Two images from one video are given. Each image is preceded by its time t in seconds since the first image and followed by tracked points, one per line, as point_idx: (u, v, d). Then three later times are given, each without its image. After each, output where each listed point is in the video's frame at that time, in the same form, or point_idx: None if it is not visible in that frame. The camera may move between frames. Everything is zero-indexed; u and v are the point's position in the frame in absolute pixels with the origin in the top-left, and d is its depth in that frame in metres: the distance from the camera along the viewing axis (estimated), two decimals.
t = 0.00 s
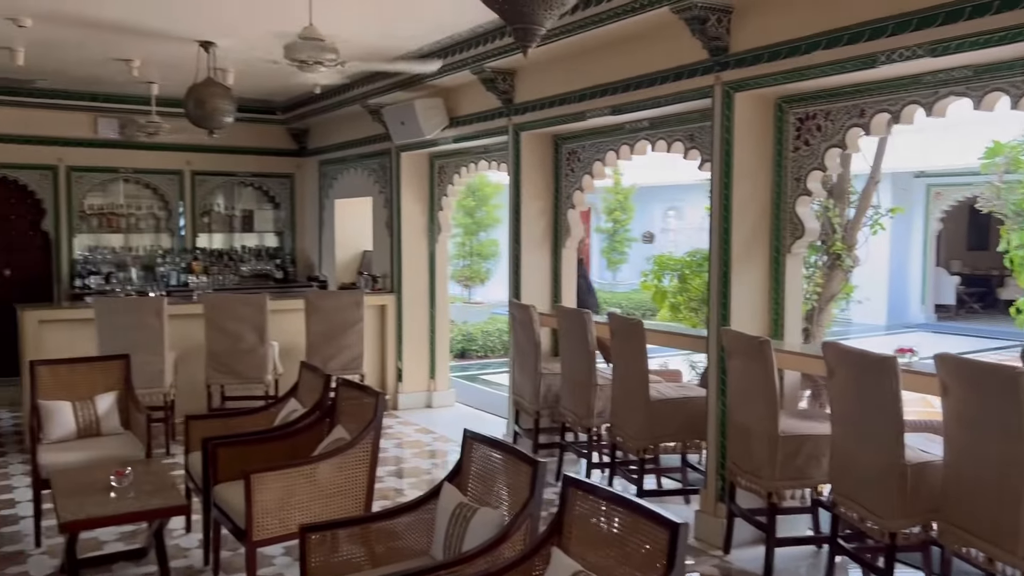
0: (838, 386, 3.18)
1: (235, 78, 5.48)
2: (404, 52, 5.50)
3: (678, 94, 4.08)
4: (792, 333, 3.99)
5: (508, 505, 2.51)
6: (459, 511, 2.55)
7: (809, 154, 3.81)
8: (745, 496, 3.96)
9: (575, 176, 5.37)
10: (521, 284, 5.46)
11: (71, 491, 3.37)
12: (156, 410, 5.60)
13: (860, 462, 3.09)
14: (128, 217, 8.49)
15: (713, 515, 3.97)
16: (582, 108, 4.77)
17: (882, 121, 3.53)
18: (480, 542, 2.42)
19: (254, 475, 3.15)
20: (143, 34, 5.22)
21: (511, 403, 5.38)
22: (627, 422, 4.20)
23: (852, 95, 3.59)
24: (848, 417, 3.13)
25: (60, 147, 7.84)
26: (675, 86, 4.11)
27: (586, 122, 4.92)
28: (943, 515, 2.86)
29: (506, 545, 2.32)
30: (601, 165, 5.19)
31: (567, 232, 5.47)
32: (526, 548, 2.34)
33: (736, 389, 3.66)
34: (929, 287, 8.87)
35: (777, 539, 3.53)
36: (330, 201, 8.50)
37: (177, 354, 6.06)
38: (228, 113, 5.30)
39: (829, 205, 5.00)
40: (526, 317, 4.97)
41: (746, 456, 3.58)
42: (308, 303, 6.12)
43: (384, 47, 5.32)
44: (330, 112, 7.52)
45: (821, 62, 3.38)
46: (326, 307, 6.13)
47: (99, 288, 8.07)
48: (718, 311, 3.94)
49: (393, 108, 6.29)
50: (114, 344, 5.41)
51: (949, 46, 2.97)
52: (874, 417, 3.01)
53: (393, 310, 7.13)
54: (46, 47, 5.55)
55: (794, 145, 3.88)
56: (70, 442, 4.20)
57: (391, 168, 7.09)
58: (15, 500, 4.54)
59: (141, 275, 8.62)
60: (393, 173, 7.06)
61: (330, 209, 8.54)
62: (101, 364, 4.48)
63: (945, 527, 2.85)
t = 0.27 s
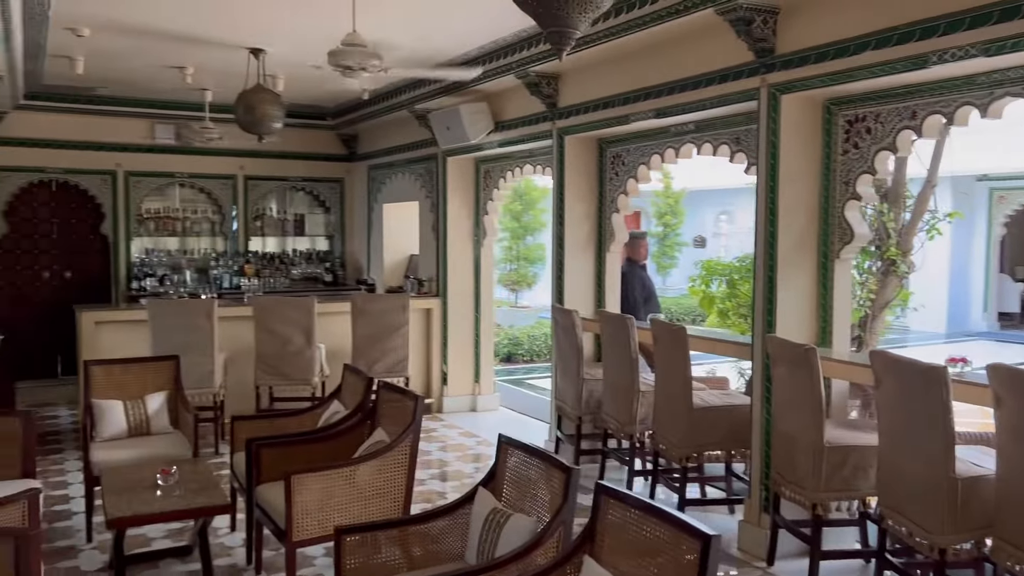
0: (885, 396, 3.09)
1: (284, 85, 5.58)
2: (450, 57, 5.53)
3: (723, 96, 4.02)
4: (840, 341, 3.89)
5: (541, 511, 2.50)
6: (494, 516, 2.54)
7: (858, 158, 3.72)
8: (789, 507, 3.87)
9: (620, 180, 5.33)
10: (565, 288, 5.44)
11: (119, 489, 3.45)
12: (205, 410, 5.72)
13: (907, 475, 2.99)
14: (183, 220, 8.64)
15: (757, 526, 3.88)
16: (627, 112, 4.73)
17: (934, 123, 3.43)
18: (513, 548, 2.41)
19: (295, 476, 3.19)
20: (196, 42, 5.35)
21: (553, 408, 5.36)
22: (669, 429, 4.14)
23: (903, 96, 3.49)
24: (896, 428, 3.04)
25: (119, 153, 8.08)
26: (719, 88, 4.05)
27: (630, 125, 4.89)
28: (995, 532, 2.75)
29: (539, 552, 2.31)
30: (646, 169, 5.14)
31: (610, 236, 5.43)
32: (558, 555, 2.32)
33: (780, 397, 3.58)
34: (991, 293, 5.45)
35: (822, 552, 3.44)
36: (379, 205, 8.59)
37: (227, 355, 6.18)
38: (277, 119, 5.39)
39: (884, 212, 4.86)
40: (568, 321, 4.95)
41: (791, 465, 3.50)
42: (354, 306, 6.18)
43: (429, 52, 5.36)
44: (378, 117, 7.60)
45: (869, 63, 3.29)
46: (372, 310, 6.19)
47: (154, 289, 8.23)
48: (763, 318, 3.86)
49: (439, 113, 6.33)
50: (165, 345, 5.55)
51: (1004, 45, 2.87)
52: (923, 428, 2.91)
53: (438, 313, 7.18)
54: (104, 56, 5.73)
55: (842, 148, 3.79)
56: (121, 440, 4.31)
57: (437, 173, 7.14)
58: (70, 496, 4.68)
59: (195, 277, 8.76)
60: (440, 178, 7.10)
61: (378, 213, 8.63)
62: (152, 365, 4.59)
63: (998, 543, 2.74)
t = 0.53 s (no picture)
0: (926, 404, 3.01)
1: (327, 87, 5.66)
2: (491, 58, 5.54)
3: (764, 97, 3.95)
4: (883, 346, 3.79)
5: (567, 514, 2.49)
6: (519, 518, 2.54)
7: (903, 158, 3.62)
8: (828, 515, 3.78)
9: (661, 181, 5.28)
10: (603, 290, 5.41)
11: (159, 483, 3.54)
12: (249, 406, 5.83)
13: (948, 485, 2.91)
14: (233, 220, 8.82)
15: (794, 534, 3.81)
16: (667, 112, 4.68)
17: (982, 123, 3.32)
18: (537, 550, 2.40)
19: (328, 474, 3.23)
20: (242, 46, 5.45)
21: (591, 410, 5.34)
22: (706, 434, 4.09)
23: (950, 96, 3.39)
24: (936, 437, 2.95)
25: (171, 154, 8.28)
26: (761, 88, 3.98)
27: (671, 126, 4.83)
28: None
29: (562, 555, 2.30)
30: (687, 170, 5.08)
31: (651, 238, 5.38)
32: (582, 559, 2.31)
33: (819, 403, 3.51)
34: None
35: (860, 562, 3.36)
36: (422, 206, 8.64)
37: (271, 353, 6.29)
38: (320, 120, 5.46)
39: (935, 213, 4.46)
40: (606, 323, 4.92)
41: (829, 473, 3.43)
42: (395, 306, 6.24)
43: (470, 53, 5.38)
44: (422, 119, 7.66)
45: (914, 61, 3.20)
46: (412, 310, 6.24)
47: (203, 288, 8.40)
48: (803, 322, 3.78)
49: (481, 114, 6.34)
50: (211, 342, 5.66)
51: None
52: (965, 437, 2.83)
53: (479, 314, 7.20)
54: (155, 59, 5.88)
55: (887, 148, 3.69)
56: (165, 434, 4.42)
57: (480, 173, 7.16)
58: (117, 487, 4.81)
59: (243, 276, 8.90)
60: (482, 178, 7.12)
61: (422, 213, 8.69)
62: (195, 362, 4.70)
63: None
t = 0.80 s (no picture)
0: (955, 409, 2.94)
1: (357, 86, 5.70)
2: (520, 56, 5.54)
3: (792, 94, 3.89)
4: (913, 349, 3.72)
5: (582, 513, 2.48)
6: (534, 516, 2.54)
7: (935, 157, 3.54)
8: (854, 519, 3.73)
9: (690, 179, 5.23)
10: (631, 289, 5.38)
11: (185, 475, 3.60)
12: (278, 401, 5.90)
13: (976, 492, 2.84)
14: (268, 217, 8.94)
15: (819, 537, 3.76)
16: (695, 110, 4.64)
17: (1017, 121, 3.23)
18: (550, 549, 2.39)
19: (348, 469, 3.26)
20: (274, 45, 5.51)
21: (617, 410, 5.31)
22: (732, 435, 4.04)
23: (983, 93, 3.31)
24: (964, 442, 2.89)
25: (208, 152, 8.41)
26: (789, 86, 3.92)
27: (699, 124, 4.79)
28: None
29: (574, 555, 2.29)
30: (716, 169, 5.03)
31: (680, 237, 5.34)
32: (594, 559, 2.30)
33: (845, 405, 3.45)
34: None
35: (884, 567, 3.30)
36: (454, 204, 8.67)
37: (300, 349, 6.36)
38: (350, 119, 5.51)
39: (972, 213, 4.43)
40: (632, 323, 4.90)
41: (854, 477, 3.37)
42: (424, 303, 6.27)
43: (497, 52, 5.39)
44: (453, 117, 7.68)
45: (945, 58, 3.13)
46: (441, 308, 6.26)
47: (237, 284, 8.54)
48: (830, 324, 3.72)
49: (510, 113, 6.34)
50: (242, 338, 5.75)
51: None
52: (992, 443, 2.76)
53: (508, 312, 7.22)
54: (190, 59, 5.98)
55: (919, 147, 3.62)
56: (194, 428, 4.49)
57: (510, 172, 7.16)
58: (148, 479, 4.91)
59: (277, 273, 9.04)
60: (512, 177, 7.12)
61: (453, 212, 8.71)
62: (224, 357, 4.77)
63: None
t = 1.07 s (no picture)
0: (973, 409, 2.89)
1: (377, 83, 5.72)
2: (539, 53, 5.53)
3: (812, 90, 3.85)
4: (933, 349, 3.66)
5: (591, 511, 2.47)
6: (543, 513, 2.54)
7: (956, 154, 3.49)
8: (871, 521, 3.69)
9: (709, 177, 5.19)
10: (649, 287, 5.36)
11: (202, 469, 3.64)
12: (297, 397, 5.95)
13: (994, 494, 2.79)
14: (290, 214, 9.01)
15: (835, 538, 3.73)
16: (714, 107, 4.60)
17: None
18: (559, 546, 2.39)
19: (361, 464, 3.28)
20: (294, 43, 5.55)
21: (634, 408, 5.29)
22: (748, 434, 4.01)
23: (1005, 89, 3.26)
24: (982, 444, 2.84)
25: (231, 149, 8.50)
26: (808, 82, 3.88)
27: (719, 121, 4.75)
28: None
29: (581, 552, 2.28)
30: (736, 166, 4.99)
31: (699, 234, 5.30)
32: (602, 556, 2.29)
33: (862, 405, 3.41)
34: None
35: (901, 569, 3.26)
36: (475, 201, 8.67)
37: (320, 345, 6.40)
38: (370, 116, 5.53)
39: (999, 212, 4.24)
40: (649, 321, 4.88)
41: (871, 477, 3.33)
42: (442, 300, 6.28)
43: (516, 48, 5.39)
44: (474, 114, 7.68)
45: (965, 54, 3.08)
46: (459, 304, 6.27)
47: (260, 280, 8.60)
48: (848, 323, 3.68)
49: (530, 110, 6.33)
50: (262, 334, 5.80)
51: None
52: (1010, 444, 2.71)
53: (527, 309, 7.22)
54: (213, 57, 6.03)
55: (940, 144, 3.56)
56: (213, 422, 4.54)
57: (530, 169, 7.16)
58: (169, 472, 4.97)
59: (299, 269, 9.07)
60: (532, 174, 7.11)
61: (474, 209, 8.72)
62: (243, 352, 4.81)
63: None
